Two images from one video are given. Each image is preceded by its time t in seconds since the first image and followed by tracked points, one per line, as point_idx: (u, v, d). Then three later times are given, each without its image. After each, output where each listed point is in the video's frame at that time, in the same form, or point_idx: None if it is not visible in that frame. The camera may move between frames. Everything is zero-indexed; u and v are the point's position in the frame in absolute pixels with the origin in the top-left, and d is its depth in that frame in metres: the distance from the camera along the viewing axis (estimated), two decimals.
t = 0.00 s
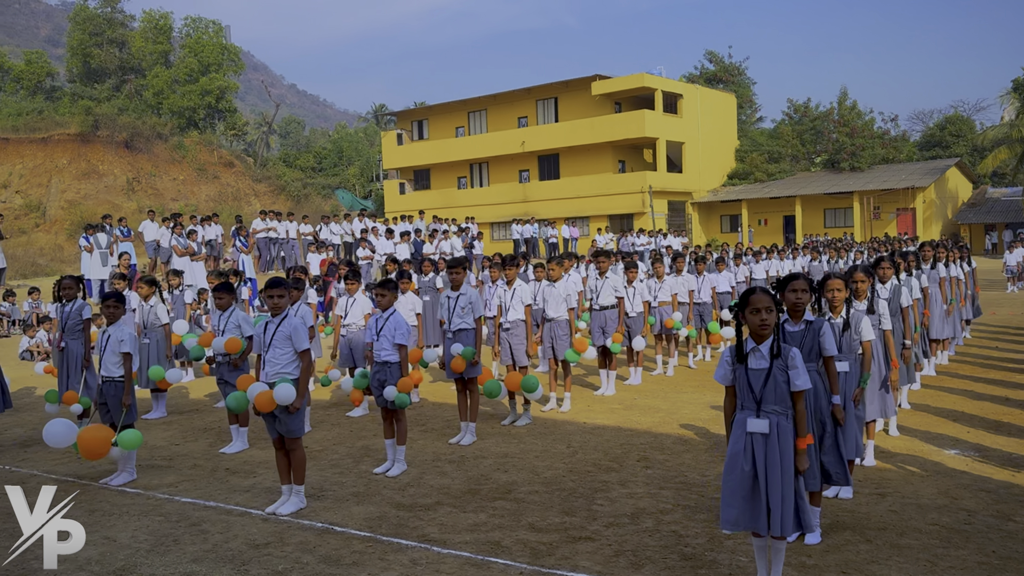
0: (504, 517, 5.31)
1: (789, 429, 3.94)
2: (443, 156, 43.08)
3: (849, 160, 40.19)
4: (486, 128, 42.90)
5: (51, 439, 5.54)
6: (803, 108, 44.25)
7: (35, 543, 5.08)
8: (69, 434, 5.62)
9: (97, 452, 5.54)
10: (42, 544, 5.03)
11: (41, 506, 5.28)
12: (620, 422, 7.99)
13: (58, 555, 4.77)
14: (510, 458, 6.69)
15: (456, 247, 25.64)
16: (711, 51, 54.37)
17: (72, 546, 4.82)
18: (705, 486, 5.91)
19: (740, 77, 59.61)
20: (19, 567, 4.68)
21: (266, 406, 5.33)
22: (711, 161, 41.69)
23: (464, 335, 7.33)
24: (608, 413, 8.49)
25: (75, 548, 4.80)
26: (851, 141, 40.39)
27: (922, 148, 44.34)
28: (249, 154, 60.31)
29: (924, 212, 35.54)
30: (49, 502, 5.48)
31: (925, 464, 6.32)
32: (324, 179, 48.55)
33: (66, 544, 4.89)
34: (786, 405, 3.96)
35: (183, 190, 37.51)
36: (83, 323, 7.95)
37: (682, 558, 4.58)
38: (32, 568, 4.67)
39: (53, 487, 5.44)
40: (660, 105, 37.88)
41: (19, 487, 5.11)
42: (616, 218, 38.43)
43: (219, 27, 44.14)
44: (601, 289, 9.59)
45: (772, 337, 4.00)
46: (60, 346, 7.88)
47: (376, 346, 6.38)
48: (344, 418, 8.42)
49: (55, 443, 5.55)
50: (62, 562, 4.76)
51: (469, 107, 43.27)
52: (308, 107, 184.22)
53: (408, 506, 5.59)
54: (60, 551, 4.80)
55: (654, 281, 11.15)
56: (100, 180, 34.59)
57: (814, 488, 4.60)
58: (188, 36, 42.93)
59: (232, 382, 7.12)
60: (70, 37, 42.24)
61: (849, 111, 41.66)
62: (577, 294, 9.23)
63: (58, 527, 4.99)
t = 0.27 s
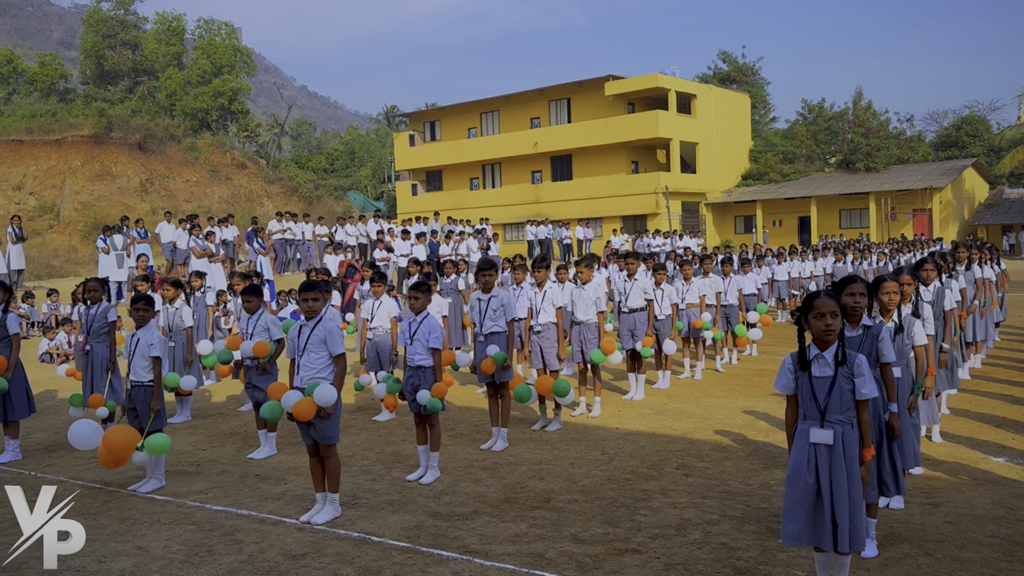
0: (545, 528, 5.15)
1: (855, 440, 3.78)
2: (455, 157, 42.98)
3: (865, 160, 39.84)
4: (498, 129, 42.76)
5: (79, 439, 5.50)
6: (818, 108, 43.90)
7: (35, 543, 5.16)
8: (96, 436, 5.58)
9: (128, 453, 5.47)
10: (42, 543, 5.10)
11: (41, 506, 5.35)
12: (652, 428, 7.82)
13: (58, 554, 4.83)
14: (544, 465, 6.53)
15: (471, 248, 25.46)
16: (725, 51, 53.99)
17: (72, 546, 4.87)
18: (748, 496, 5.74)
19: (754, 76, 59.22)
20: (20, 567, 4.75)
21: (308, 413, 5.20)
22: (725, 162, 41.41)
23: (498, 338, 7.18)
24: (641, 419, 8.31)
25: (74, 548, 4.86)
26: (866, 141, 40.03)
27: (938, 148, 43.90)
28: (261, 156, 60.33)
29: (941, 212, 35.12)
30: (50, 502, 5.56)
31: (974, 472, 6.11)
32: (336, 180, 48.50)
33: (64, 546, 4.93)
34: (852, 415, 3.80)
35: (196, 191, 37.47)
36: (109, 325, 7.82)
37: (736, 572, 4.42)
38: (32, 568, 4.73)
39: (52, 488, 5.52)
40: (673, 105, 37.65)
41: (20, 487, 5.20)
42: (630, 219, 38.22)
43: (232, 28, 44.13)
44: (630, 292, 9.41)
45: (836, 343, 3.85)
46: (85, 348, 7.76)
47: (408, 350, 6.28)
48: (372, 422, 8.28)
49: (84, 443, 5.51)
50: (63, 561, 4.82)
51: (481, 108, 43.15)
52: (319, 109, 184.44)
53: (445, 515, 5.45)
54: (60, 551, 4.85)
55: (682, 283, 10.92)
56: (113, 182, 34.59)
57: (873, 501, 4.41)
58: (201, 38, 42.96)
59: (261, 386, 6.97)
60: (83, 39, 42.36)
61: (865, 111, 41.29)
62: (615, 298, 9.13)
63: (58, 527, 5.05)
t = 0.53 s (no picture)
0: (583, 543, 5.01)
1: (914, 455, 3.64)
2: (466, 160, 42.91)
3: (877, 163, 39.55)
4: (508, 132, 42.67)
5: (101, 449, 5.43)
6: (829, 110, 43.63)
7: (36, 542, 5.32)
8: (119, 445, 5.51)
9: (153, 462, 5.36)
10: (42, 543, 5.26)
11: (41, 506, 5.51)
12: (681, 437, 7.68)
13: (58, 554, 4.97)
14: (576, 476, 6.40)
15: (485, 252, 25.30)
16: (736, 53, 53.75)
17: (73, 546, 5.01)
18: (787, 509, 5.60)
19: (765, 78, 58.93)
20: (21, 567, 4.89)
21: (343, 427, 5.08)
22: (737, 165, 41.18)
23: (525, 346, 7.06)
24: (668, 427, 8.16)
25: (74, 548, 5.00)
26: (879, 143, 39.74)
27: (951, 150, 43.54)
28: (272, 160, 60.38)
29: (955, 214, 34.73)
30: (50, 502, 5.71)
31: (1017, 484, 5.95)
32: (346, 184, 48.50)
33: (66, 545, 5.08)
34: (911, 429, 3.66)
35: (207, 196, 37.45)
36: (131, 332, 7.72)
37: None
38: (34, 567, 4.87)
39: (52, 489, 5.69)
40: (684, 108, 37.47)
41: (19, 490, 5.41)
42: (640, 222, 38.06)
43: (242, 33, 44.15)
44: (655, 298, 9.27)
45: (895, 354, 3.70)
46: (106, 356, 7.67)
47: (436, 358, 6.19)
48: (397, 431, 8.17)
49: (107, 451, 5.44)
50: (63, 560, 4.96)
51: (491, 111, 43.07)
52: (329, 113, 184.80)
53: (479, 529, 5.32)
54: (60, 551, 4.99)
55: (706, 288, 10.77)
56: (124, 187, 34.58)
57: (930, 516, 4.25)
58: (212, 42, 43.02)
59: (287, 395, 6.81)
60: (95, 43, 42.49)
61: (877, 113, 41.01)
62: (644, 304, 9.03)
63: (58, 528, 5.19)
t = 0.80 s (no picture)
0: (623, 552, 4.92)
1: (971, 461, 3.55)
2: (475, 165, 42.91)
3: (889, 166, 39.32)
4: (518, 137, 42.63)
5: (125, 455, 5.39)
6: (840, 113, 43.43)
7: (35, 542, 5.41)
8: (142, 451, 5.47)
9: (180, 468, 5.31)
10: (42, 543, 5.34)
11: (41, 505, 5.61)
12: (710, 443, 7.58)
13: (58, 554, 5.05)
14: (608, 483, 6.31)
15: (499, 256, 25.24)
16: (745, 56, 53.61)
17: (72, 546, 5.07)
18: (824, 517, 5.52)
19: (775, 82, 58.77)
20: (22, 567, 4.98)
21: (370, 430, 5.04)
22: (746, 168, 40.98)
23: (555, 351, 6.98)
24: (697, 433, 8.06)
25: (74, 548, 5.05)
26: (890, 146, 39.53)
27: (963, 153, 43.27)
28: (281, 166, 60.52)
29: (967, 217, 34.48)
30: (50, 500, 5.82)
31: None
32: (356, 190, 48.57)
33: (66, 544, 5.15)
34: (967, 436, 3.57)
35: (218, 202, 37.50)
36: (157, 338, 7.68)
37: None
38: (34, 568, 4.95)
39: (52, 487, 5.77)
40: (695, 111, 37.35)
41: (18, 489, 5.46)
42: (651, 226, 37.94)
43: (252, 39, 44.24)
44: (680, 302, 9.17)
45: (950, 359, 3.62)
46: (131, 361, 7.65)
47: (463, 363, 6.16)
48: (425, 436, 8.10)
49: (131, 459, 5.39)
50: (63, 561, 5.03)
51: (501, 116, 43.06)
52: (337, 119, 185.35)
53: (514, 537, 5.24)
54: (60, 551, 5.07)
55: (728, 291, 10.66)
56: (136, 193, 34.63)
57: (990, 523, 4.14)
58: (222, 49, 43.16)
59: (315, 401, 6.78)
60: (106, 50, 42.67)
61: (888, 116, 40.81)
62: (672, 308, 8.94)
63: (58, 528, 5.26)
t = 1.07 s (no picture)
0: (672, 565, 4.83)
1: None
2: (486, 171, 42.86)
3: (902, 170, 39.08)
4: (529, 142, 42.58)
5: (147, 458, 5.35)
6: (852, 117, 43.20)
7: (36, 543, 5.68)
8: (165, 455, 5.44)
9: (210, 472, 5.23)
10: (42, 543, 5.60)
11: (42, 507, 5.87)
12: (745, 452, 7.48)
13: (58, 554, 5.30)
14: (648, 493, 6.22)
15: (514, 262, 25.14)
16: (756, 60, 53.44)
17: (73, 545, 5.33)
18: (874, 527, 5.41)
19: (786, 86, 58.54)
20: (24, 565, 5.24)
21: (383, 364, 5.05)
22: (758, 173, 40.80)
23: (591, 358, 6.89)
24: (730, 441, 7.95)
25: (73, 548, 5.31)
26: (904, 150, 39.29)
27: (976, 157, 42.99)
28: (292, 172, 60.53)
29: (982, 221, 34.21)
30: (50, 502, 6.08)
31: None
32: (366, 196, 48.58)
33: (66, 544, 5.41)
34: None
35: (230, 209, 37.51)
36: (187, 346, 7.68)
37: None
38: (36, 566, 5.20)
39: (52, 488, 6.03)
40: (707, 116, 37.23)
41: (19, 490, 5.77)
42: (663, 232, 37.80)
43: (263, 46, 44.31)
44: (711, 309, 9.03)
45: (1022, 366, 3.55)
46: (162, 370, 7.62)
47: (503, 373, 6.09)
48: (456, 445, 8.03)
49: (153, 461, 5.36)
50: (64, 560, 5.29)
51: (512, 122, 43.02)
52: (346, 125, 185.75)
53: (558, 549, 5.15)
54: (60, 550, 5.32)
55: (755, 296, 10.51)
56: (148, 200, 34.62)
57: None
58: (234, 56, 43.23)
59: (348, 409, 6.85)
60: (118, 59, 42.81)
61: (901, 120, 40.58)
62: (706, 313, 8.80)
63: (57, 528, 5.52)
